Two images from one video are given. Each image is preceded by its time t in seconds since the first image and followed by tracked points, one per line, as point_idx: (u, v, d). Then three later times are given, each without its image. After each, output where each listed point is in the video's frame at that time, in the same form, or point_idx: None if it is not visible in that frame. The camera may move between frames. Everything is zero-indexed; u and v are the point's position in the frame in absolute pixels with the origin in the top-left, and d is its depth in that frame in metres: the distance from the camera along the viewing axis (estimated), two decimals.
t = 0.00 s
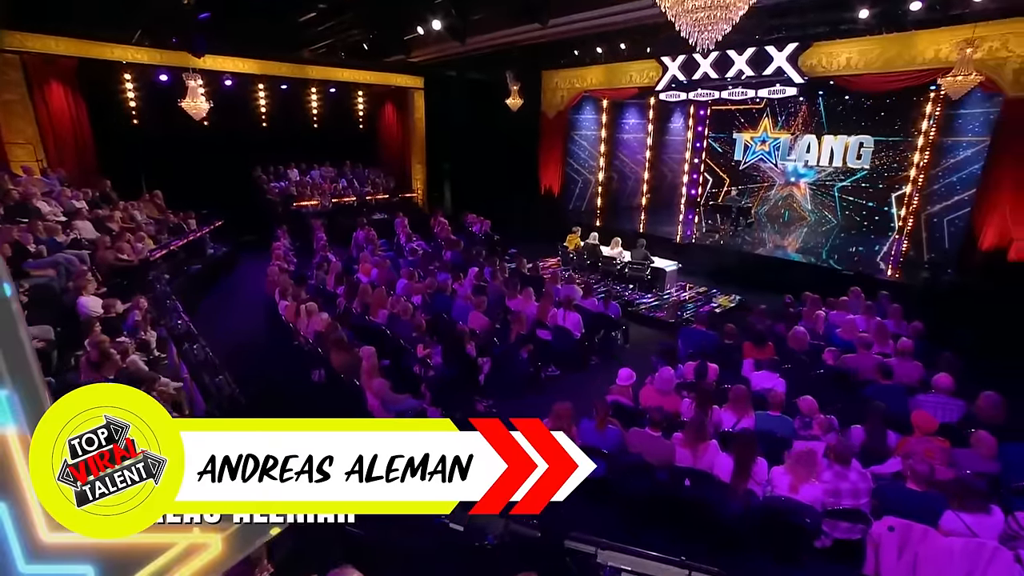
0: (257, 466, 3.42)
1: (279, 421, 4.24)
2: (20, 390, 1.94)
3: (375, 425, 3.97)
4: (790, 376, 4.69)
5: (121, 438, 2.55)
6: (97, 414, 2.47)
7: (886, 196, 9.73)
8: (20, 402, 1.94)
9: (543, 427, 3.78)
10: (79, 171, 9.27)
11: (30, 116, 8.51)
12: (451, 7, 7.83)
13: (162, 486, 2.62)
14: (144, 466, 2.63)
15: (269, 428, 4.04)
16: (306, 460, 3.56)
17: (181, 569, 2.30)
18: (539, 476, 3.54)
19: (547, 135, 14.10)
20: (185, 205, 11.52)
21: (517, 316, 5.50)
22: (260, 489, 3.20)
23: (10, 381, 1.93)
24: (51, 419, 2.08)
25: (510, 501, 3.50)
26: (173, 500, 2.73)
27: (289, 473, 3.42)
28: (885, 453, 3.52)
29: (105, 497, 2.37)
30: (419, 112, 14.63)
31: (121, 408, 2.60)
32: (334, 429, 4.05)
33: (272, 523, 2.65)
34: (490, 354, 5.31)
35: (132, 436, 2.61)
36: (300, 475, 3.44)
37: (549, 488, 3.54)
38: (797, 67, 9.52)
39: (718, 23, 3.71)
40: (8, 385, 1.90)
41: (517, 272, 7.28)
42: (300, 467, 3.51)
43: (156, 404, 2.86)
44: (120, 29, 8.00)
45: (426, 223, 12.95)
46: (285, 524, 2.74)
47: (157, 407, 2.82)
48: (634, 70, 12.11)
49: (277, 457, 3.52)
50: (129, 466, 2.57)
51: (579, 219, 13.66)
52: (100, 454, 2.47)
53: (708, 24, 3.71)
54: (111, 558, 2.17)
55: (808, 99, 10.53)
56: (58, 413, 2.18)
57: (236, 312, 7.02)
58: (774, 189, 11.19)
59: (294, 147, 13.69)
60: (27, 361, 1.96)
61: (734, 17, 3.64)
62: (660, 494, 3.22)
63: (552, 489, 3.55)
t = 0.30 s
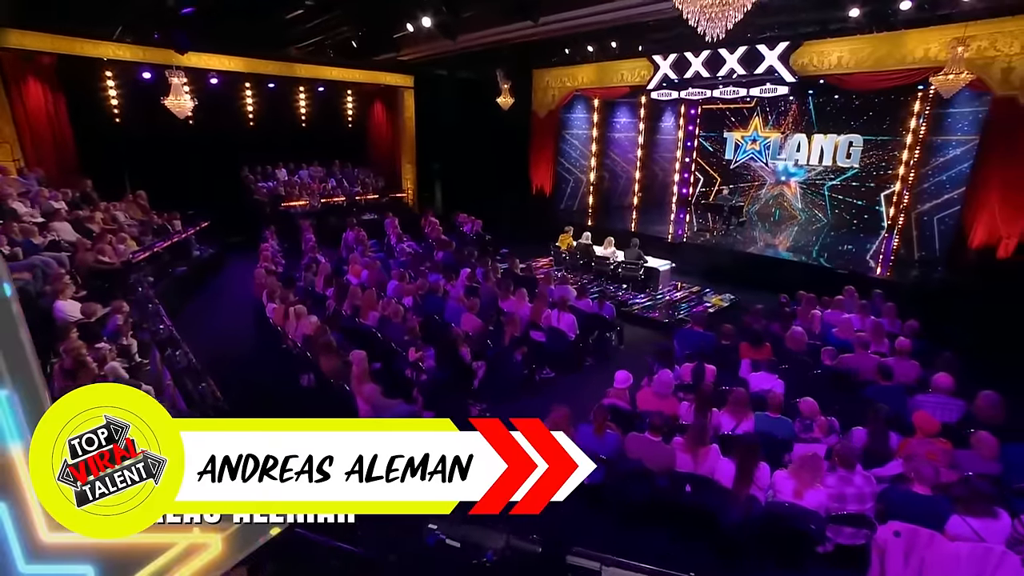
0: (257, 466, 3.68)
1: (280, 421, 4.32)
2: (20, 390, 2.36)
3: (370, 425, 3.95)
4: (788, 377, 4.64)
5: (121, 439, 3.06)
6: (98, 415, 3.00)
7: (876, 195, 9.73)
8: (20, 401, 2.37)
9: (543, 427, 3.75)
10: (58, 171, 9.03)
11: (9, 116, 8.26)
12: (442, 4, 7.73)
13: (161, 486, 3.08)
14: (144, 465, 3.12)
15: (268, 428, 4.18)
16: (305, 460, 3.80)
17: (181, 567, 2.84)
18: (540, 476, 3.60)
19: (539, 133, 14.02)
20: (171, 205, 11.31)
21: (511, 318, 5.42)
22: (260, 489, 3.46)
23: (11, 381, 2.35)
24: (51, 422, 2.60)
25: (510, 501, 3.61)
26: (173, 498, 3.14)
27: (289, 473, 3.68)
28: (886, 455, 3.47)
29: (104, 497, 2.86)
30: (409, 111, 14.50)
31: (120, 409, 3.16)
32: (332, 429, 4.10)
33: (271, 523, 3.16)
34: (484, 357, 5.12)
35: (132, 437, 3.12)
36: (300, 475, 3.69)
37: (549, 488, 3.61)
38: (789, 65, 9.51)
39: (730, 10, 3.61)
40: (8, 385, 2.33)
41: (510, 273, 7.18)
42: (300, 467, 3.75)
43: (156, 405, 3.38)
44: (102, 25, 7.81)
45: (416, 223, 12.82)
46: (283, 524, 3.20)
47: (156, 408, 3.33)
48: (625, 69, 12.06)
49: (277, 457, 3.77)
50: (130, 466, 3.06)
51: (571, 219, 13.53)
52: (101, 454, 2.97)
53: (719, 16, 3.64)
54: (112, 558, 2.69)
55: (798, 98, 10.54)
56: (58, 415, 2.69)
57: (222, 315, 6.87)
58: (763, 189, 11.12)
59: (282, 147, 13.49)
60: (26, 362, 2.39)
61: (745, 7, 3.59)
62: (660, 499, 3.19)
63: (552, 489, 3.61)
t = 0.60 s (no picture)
0: (257, 466, 3.51)
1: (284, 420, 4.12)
2: (21, 389, 2.03)
3: (362, 424, 3.78)
4: (785, 378, 4.57)
5: (121, 439, 2.76)
6: (98, 414, 2.68)
7: (863, 193, 9.85)
8: (20, 401, 2.03)
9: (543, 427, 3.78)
10: (32, 171, 8.75)
11: None
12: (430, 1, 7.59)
13: (162, 486, 2.84)
14: (144, 466, 2.86)
15: (269, 429, 4.05)
16: (306, 460, 3.63)
17: (181, 567, 2.52)
18: (540, 476, 3.58)
19: (528, 132, 13.93)
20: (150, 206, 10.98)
21: (502, 320, 5.25)
22: (260, 489, 3.29)
23: (10, 380, 2.02)
24: (53, 420, 2.27)
25: (510, 501, 3.62)
26: (172, 499, 2.93)
27: (290, 473, 3.51)
28: (889, 457, 3.41)
29: (105, 497, 2.57)
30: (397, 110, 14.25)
31: (121, 409, 2.82)
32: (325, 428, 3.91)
33: (271, 523, 2.95)
34: (475, 359, 5.01)
35: (132, 437, 2.83)
36: (301, 475, 3.52)
37: (548, 488, 3.58)
38: (778, 64, 9.50)
39: None
40: (8, 384, 2.00)
41: (501, 274, 7.07)
42: (300, 467, 3.59)
43: (156, 403, 3.07)
44: (77, 22, 7.57)
45: (404, 224, 12.64)
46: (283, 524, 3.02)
47: (156, 408, 3.04)
48: (615, 67, 12.00)
49: (277, 457, 3.60)
50: (130, 466, 2.79)
51: (560, 219, 13.41)
52: (101, 454, 2.66)
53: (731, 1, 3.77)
54: (112, 558, 2.33)
55: (786, 97, 10.55)
56: (58, 412, 2.37)
57: (201, 321, 6.64)
58: (753, 187, 11.19)
59: (266, 148, 13.26)
60: (27, 361, 2.06)
61: None
62: (659, 506, 3.08)
63: (551, 489, 3.57)
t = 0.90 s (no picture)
0: (257, 466, 3.69)
1: (280, 420, 4.03)
2: (20, 390, 2.14)
3: (355, 425, 3.73)
4: (784, 378, 4.51)
5: (121, 439, 3.06)
6: (99, 415, 2.95)
7: (851, 191, 9.82)
8: (20, 401, 2.15)
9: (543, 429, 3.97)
10: (7, 171, 8.49)
11: None
12: None
13: (161, 486, 3.15)
14: (144, 466, 3.16)
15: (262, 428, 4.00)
16: (305, 460, 3.76)
17: (182, 567, 2.91)
18: (540, 475, 3.57)
19: (518, 131, 13.88)
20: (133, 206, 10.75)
21: (495, 322, 5.12)
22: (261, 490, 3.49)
23: (10, 381, 2.13)
24: (53, 422, 2.49)
25: (510, 501, 3.56)
26: (172, 499, 3.23)
27: (289, 473, 3.68)
28: (892, 460, 3.34)
29: (104, 497, 2.87)
30: (385, 109, 13.99)
31: (121, 409, 3.13)
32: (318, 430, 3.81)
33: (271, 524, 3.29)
34: (468, 362, 4.91)
35: (131, 438, 3.14)
36: (300, 475, 3.68)
37: (548, 488, 3.53)
38: (769, 62, 9.48)
39: None
40: (8, 385, 2.11)
41: (493, 274, 6.95)
42: (299, 467, 3.74)
43: (155, 405, 3.42)
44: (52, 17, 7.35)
45: (394, 224, 12.48)
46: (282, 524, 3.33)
47: (155, 408, 3.38)
48: (606, 65, 11.97)
49: (277, 456, 3.75)
50: (129, 466, 3.08)
51: (552, 218, 13.31)
52: (101, 455, 2.95)
53: None
54: (112, 559, 2.69)
55: (775, 96, 10.52)
56: (58, 415, 2.63)
57: (182, 325, 6.41)
58: (743, 186, 11.12)
59: (251, 147, 13.04)
60: (27, 362, 2.15)
61: None
62: (659, 513, 2.99)
63: (551, 488, 3.51)
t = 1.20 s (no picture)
0: (257, 466, 3.40)
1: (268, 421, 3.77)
2: (21, 389, 1.84)
3: (350, 425, 3.53)
4: (781, 378, 4.43)
5: (121, 438, 2.58)
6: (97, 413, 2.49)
7: (838, 189, 9.72)
8: (20, 401, 1.84)
9: (544, 430, 3.86)
10: None
11: None
12: None
13: (162, 486, 2.69)
14: (144, 466, 2.69)
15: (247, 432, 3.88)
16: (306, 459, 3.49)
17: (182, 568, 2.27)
18: (539, 476, 3.48)
19: (507, 129, 13.78)
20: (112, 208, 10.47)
21: (488, 323, 5.02)
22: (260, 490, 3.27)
23: (9, 380, 1.83)
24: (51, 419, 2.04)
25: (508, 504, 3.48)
26: (173, 499, 2.92)
27: (290, 473, 3.41)
28: (896, 461, 3.26)
29: (104, 497, 2.41)
30: (371, 107, 13.55)
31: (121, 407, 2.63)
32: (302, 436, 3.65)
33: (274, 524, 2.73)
34: (460, 365, 4.82)
35: (132, 437, 2.65)
36: (300, 476, 3.42)
37: (549, 488, 3.42)
38: (758, 61, 9.53)
39: None
40: (8, 385, 1.81)
41: (483, 274, 6.82)
42: (300, 467, 3.46)
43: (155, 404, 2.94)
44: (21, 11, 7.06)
45: (381, 224, 12.30)
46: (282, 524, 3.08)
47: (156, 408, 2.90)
48: (595, 63, 11.96)
49: (277, 456, 3.46)
50: (130, 466, 2.60)
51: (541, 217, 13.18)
52: (100, 454, 2.48)
53: None
54: (112, 557, 2.09)
55: (763, 94, 10.48)
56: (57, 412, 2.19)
57: (161, 330, 6.17)
58: (731, 184, 10.95)
59: (234, 146, 12.75)
60: (27, 361, 1.87)
61: None
62: (660, 522, 2.88)
63: (550, 488, 3.42)
